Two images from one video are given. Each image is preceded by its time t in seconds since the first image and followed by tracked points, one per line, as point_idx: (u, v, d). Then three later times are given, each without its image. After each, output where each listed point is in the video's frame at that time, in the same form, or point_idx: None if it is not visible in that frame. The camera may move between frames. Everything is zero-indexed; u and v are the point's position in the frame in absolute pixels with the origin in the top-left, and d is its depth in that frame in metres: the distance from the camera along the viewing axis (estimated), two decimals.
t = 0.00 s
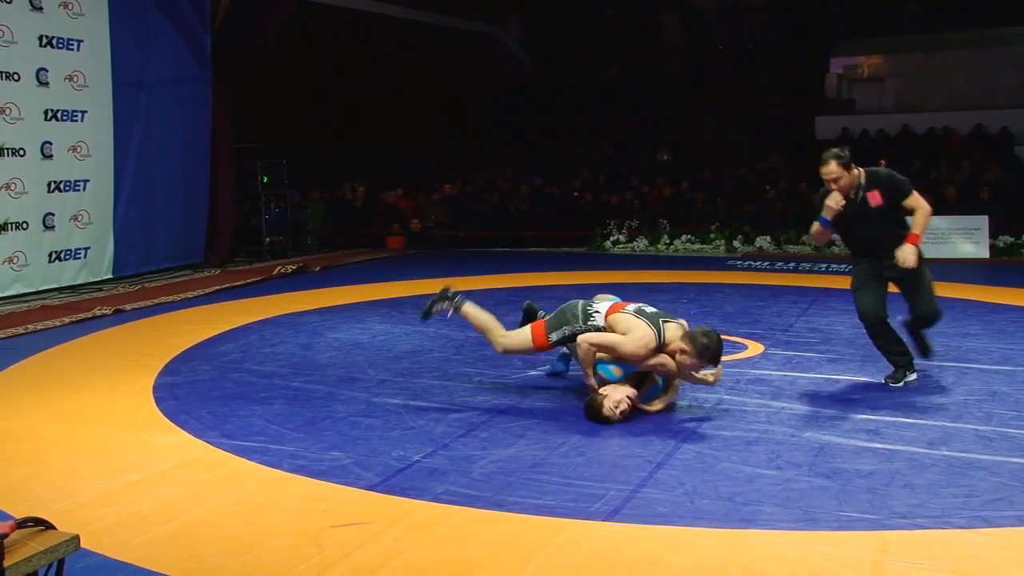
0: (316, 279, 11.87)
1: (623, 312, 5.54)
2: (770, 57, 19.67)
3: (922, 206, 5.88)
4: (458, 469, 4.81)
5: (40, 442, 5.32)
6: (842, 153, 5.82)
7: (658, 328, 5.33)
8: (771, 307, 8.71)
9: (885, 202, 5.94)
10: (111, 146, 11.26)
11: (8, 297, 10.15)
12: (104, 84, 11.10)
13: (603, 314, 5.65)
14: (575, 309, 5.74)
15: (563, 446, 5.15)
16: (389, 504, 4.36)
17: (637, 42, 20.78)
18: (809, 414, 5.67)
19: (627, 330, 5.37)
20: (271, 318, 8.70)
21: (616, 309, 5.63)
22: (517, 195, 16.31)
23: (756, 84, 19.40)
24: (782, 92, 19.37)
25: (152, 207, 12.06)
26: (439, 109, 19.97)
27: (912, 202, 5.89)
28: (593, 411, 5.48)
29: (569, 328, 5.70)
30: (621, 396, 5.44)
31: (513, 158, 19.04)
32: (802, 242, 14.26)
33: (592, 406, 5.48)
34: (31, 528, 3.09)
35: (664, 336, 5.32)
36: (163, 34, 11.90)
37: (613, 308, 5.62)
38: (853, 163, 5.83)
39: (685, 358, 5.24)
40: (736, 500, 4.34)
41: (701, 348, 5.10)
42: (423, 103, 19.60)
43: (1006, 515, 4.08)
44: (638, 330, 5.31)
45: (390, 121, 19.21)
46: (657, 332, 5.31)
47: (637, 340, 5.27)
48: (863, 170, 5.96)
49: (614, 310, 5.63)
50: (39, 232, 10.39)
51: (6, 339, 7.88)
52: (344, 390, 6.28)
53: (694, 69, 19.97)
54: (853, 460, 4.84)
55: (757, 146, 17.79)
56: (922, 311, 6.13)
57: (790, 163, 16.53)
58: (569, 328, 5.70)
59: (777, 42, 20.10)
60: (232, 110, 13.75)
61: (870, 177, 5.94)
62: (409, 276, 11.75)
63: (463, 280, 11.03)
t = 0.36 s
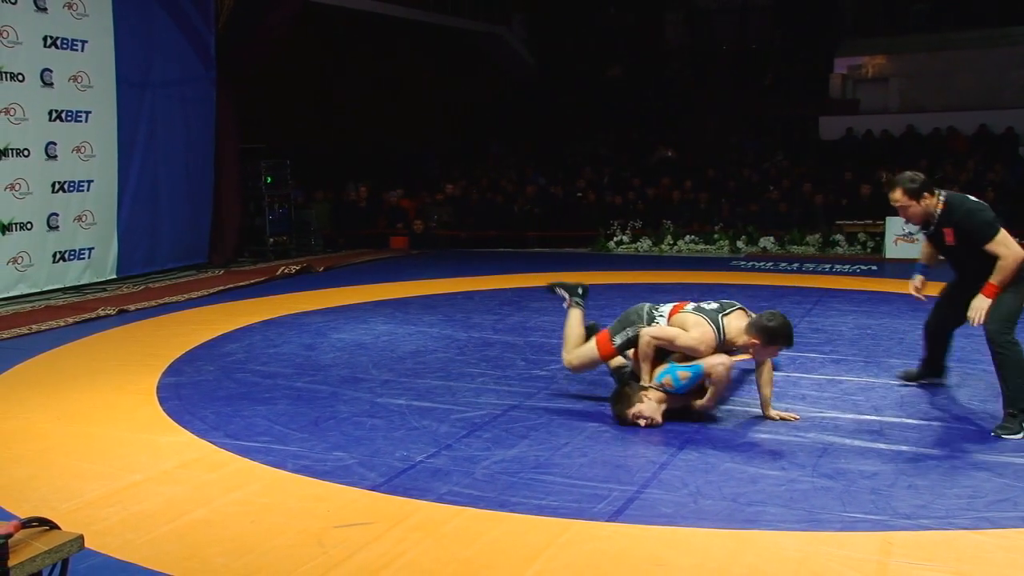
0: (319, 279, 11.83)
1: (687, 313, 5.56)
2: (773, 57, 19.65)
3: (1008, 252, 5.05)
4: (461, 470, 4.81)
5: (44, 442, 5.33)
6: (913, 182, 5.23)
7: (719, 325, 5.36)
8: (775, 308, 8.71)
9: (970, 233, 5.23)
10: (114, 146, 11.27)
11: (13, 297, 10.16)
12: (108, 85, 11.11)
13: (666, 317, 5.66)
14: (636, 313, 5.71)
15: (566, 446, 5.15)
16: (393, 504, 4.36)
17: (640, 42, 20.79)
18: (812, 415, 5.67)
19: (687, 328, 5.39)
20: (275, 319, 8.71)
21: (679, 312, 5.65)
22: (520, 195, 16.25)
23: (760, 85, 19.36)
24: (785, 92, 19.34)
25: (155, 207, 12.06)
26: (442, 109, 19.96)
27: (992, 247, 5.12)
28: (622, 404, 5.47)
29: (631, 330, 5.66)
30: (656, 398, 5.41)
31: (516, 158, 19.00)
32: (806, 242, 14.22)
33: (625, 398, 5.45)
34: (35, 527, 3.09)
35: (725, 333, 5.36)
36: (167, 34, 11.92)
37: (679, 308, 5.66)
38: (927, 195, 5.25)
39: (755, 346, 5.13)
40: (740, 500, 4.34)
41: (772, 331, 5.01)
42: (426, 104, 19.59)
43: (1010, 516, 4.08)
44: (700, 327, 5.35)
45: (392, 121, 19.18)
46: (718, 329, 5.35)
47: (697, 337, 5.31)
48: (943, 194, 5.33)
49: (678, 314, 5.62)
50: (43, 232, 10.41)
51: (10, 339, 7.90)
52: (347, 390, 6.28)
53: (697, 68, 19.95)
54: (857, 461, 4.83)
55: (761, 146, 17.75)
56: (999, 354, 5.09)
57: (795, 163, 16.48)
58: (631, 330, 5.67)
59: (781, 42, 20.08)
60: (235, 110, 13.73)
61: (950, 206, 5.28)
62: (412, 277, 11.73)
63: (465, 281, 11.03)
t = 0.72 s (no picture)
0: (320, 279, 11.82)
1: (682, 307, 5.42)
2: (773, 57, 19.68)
3: None
4: (462, 469, 4.81)
5: (44, 442, 5.32)
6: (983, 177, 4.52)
7: (718, 313, 5.14)
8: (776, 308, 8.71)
9: None
10: (115, 146, 11.27)
11: (13, 298, 10.16)
12: (109, 85, 11.11)
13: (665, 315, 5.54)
14: (636, 320, 5.61)
15: (567, 446, 5.15)
16: (393, 504, 4.36)
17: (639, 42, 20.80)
18: (813, 414, 5.66)
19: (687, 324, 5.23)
20: (275, 319, 8.72)
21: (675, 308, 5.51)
22: (520, 196, 16.27)
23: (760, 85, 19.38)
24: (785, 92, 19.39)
25: (156, 207, 12.06)
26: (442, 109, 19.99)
27: None
28: (695, 360, 5.11)
29: (640, 339, 5.55)
30: (669, 415, 5.45)
31: (517, 157, 19.00)
32: (807, 242, 14.23)
33: (704, 352, 5.09)
34: (35, 527, 3.09)
35: (728, 322, 5.11)
36: (167, 35, 11.92)
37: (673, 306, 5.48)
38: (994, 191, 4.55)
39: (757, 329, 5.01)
40: (740, 500, 4.34)
41: (771, 310, 4.90)
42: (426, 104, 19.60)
43: (1011, 515, 4.08)
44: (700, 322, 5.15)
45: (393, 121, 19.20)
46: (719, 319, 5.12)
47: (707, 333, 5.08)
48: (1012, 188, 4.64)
49: (674, 309, 5.48)
50: (44, 232, 10.40)
51: (11, 339, 7.89)
52: (348, 390, 6.28)
53: (697, 68, 19.98)
54: (857, 461, 4.83)
55: (762, 146, 17.72)
56: None
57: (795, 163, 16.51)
58: (641, 337, 5.56)
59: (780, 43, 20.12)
60: (236, 110, 13.76)
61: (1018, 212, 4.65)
62: (413, 277, 11.73)
63: (465, 281, 11.03)
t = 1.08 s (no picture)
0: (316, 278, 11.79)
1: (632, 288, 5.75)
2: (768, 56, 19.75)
3: None
4: (458, 468, 4.81)
5: (39, 442, 5.30)
6: None
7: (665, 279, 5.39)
8: (771, 306, 8.74)
9: None
10: (109, 144, 11.22)
11: (6, 297, 10.10)
12: (103, 84, 11.06)
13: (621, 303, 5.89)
14: (598, 319, 5.90)
15: (563, 445, 5.16)
16: (390, 502, 4.36)
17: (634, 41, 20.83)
18: (808, 412, 5.69)
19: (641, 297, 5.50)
20: (271, 317, 8.70)
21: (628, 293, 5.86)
22: (515, 195, 16.27)
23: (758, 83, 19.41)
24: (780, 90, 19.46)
25: (151, 205, 12.01)
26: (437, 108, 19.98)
27: None
28: (699, 332, 5.07)
29: (607, 331, 5.82)
30: (666, 415, 5.43)
31: (511, 155, 19.02)
32: (802, 241, 14.29)
33: (709, 328, 5.07)
34: (30, 528, 3.08)
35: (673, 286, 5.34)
36: (161, 33, 11.86)
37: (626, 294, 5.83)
38: None
39: (701, 282, 5.16)
40: (736, 498, 4.35)
41: (701, 258, 5.08)
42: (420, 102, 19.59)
43: (1005, 512, 4.10)
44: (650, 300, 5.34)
45: (388, 119, 19.18)
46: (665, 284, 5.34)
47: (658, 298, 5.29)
48: None
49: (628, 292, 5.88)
50: (38, 231, 10.35)
51: (5, 339, 7.85)
52: (344, 389, 6.28)
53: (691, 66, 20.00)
54: (852, 458, 4.85)
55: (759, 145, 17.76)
56: None
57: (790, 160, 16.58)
58: (607, 329, 5.83)
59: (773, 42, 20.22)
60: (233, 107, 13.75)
61: None
62: (410, 276, 11.73)
63: (461, 280, 11.04)
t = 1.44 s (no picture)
0: (307, 278, 11.74)
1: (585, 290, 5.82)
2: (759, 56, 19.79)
3: None
4: (450, 468, 4.80)
5: (28, 442, 5.27)
6: None
7: (606, 272, 5.53)
8: (762, 305, 8.76)
9: None
10: (98, 143, 11.17)
11: None
12: (91, 83, 11.00)
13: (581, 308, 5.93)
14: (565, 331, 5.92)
15: (554, 444, 5.16)
16: (381, 502, 4.35)
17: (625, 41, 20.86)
18: (798, 410, 5.70)
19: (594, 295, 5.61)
20: (261, 317, 8.67)
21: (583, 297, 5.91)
22: (507, 194, 16.26)
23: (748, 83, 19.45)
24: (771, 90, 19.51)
25: (141, 204, 11.96)
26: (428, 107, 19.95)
27: None
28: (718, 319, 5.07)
29: (578, 339, 5.84)
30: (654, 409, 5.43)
31: (502, 154, 19.01)
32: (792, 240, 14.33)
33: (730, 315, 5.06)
34: (17, 529, 3.06)
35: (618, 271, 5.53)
36: (150, 32, 11.80)
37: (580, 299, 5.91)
38: None
39: (645, 257, 5.40)
40: (727, 496, 4.36)
41: (637, 232, 5.35)
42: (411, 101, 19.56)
43: (995, 510, 4.12)
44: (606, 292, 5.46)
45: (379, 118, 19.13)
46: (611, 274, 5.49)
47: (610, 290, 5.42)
48: None
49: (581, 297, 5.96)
50: (27, 231, 10.29)
51: None
52: (335, 389, 6.26)
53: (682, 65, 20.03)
54: (843, 456, 4.86)
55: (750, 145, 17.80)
56: None
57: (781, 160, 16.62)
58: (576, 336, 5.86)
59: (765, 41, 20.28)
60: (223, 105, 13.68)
61: None
62: (401, 275, 11.69)
63: (451, 279, 11.03)
